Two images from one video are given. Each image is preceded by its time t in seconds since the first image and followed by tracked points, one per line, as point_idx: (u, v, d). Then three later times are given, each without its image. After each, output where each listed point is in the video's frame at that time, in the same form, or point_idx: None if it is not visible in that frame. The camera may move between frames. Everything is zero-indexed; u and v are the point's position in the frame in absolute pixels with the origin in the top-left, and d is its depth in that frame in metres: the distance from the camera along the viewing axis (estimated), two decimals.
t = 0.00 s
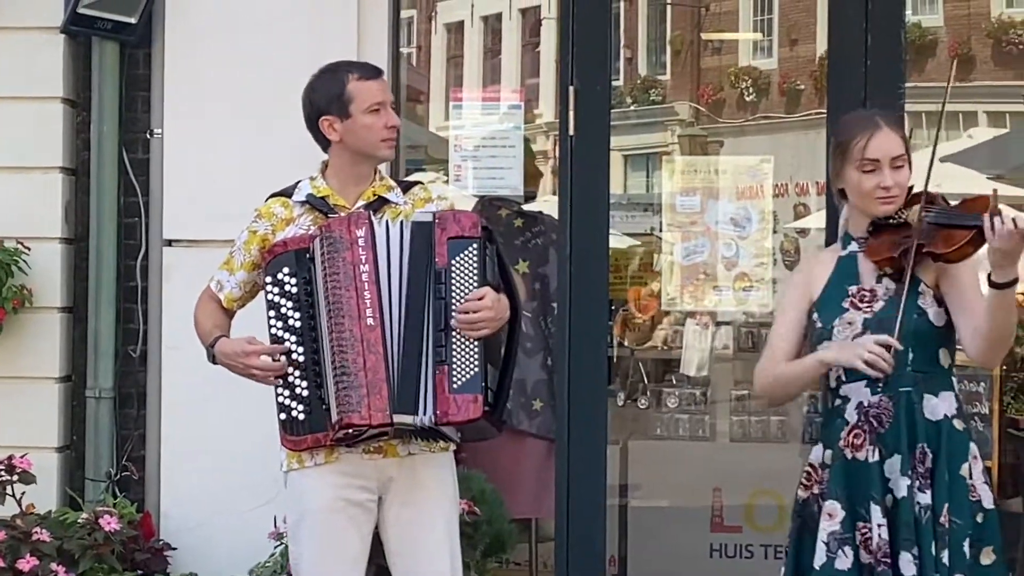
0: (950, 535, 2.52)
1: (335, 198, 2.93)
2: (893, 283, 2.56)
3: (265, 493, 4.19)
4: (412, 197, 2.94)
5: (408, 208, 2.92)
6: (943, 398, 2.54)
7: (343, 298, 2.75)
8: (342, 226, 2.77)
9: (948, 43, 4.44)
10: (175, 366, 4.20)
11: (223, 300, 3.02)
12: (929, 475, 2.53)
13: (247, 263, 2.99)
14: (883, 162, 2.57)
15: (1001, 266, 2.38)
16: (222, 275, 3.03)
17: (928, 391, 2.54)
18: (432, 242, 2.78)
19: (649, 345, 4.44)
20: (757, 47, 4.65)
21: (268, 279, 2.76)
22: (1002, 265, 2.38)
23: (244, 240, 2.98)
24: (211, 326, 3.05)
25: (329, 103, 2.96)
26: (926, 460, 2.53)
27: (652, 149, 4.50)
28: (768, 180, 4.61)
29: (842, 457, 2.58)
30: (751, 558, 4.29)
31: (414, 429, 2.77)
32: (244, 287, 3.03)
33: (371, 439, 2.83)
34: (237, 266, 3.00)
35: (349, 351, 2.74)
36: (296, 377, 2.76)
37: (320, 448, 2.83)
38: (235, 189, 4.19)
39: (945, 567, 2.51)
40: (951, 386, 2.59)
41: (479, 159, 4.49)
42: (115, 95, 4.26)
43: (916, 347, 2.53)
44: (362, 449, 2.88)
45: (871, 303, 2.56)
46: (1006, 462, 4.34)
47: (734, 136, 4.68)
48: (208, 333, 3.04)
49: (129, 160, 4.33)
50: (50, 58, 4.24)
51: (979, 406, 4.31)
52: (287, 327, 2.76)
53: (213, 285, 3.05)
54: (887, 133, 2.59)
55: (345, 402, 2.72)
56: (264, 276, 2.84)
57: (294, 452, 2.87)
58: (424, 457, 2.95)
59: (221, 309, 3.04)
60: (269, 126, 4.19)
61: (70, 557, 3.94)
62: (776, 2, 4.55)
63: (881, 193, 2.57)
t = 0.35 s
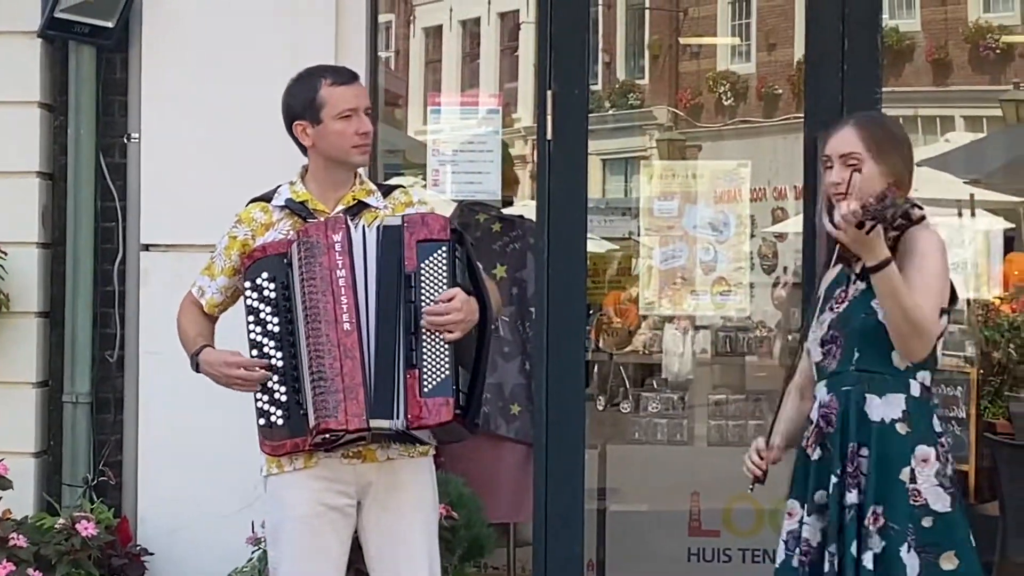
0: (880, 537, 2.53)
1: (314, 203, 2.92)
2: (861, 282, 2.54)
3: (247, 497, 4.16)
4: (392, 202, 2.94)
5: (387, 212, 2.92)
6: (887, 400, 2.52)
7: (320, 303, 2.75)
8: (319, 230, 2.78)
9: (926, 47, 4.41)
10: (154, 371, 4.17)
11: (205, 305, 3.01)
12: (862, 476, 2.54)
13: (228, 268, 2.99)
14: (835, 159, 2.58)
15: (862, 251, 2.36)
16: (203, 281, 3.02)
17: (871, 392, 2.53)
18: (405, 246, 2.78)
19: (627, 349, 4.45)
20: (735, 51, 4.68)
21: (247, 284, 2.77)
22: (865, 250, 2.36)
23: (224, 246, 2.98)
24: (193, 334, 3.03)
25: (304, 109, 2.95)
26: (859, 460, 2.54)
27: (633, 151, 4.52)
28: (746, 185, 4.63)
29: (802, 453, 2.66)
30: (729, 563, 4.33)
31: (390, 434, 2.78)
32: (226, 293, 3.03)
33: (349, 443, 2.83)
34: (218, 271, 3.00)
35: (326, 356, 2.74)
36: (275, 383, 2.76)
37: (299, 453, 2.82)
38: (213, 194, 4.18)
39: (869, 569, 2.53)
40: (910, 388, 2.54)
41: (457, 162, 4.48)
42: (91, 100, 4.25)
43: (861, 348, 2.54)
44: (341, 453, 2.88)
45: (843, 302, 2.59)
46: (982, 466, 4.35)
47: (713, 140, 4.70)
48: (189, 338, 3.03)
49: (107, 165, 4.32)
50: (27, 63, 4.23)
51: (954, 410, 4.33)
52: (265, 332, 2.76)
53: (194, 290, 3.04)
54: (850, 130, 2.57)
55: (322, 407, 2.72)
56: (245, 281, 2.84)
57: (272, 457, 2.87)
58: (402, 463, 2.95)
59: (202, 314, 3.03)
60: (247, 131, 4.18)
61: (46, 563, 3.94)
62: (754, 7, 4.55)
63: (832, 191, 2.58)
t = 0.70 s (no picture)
0: (855, 536, 2.49)
1: (287, 207, 2.93)
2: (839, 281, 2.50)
3: (219, 502, 4.15)
4: (366, 205, 2.95)
5: (361, 216, 2.92)
6: (867, 400, 2.50)
7: (292, 308, 2.75)
8: (291, 236, 2.78)
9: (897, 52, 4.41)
10: (128, 376, 4.16)
11: (178, 311, 3.01)
12: (834, 475, 2.51)
13: (202, 274, 2.97)
14: (832, 148, 2.57)
15: (914, 265, 2.29)
16: (177, 286, 3.01)
17: (852, 392, 2.51)
18: (375, 251, 2.78)
19: (600, 354, 4.48)
20: (708, 56, 4.71)
21: (220, 290, 2.77)
22: (917, 264, 2.29)
23: (198, 251, 2.97)
24: (167, 337, 3.05)
25: (276, 112, 2.95)
26: (834, 459, 2.50)
27: (606, 155, 4.56)
28: (718, 189, 4.66)
29: (773, 450, 2.62)
30: (702, 566, 4.31)
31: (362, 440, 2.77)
32: (199, 298, 3.01)
33: (323, 448, 2.83)
34: (192, 276, 2.99)
35: (298, 361, 2.74)
36: (248, 388, 2.76)
37: (273, 458, 2.82)
38: (187, 198, 4.17)
39: (836, 568, 2.49)
40: (887, 389, 2.53)
41: (431, 167, 4.50)
42: (63, 104, 4.25)
43: (845, 348, 2.51)
44: (315, 458, 2.89)
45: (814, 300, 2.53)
46: (954, 469, 4.33)
47: (686, 145, 4.73)
48: (163, 342, 3.04)
49: (79, 170, 4.31)
50: None
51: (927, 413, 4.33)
52: (239, 337, 2.76)
53: (169, 295, 3.04)
54: (857, 127, 2.56)
55: (295, 412, 2.72)
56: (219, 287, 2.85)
57: (246, 462, 2.87)
58: (376, 468, 2.96)
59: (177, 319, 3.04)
60: (220, 134, 4.17)
61: (18, 568, 3.94)
62: (727, 12, 4.58)
63: (818, 176, 2.58)
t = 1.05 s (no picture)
0: (849, 536, 2.53)
1: (257, 210, 2.92)
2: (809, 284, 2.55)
3: (187, 505, 4.15)
4: (336, 208, 2.93)
5: (331, 219, 2.91)
6: (846, 401, 2.54)
7: (260, 311, 2.75)
8: (261, 238, 2.77)
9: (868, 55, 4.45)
10: (97, 378, 4.16)
11: (148, 313, 3.02)
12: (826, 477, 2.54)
13: (172, 276, 2.98)
14: (783, 165, 2.63)
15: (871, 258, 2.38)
16: (147, 289, 3.02)
17: (829, 393, 2.54)
18: (344, 255, 2.78)
19: (570, 356, 4.50)
20: (679, 59, 4.70)
21: (190, 292, 2.77)
22: (875, 257, 2.38)
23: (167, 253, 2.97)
24: (138, 338, 3.05)
25: (241, 119, 2.93)
26: (824, 461, 2.54)
27: (576, 158, 4.57)
28: (687, 193, 4.64)
29: (753, 458, 2.63)
30: (672, 568, 4.30)
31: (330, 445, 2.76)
32: (169, 300, 3.02)
33: (289, 453, 2.82)
34: (161, 279, 2.99)
35: (266, 364, 2.73)
36: (216, 391, 2.75)
37: (240, 461, 2.82)
38: (157, 201, 4.17)
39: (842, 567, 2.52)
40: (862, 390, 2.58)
41: (400, 170, 4.49)
42: (31, 107, 4.26)
43: (820, 350, 2.54)
44: (283, 461, 2.89)
45: (785, 305, 2.57)
46: (922, 470, 4.29)
47: (657, 148, 4.71)
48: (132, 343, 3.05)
49: (48, 173, 4.29)
50: None
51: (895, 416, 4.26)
52: (207, 340, 2.75)
53: (139, 297, 3.04)
54: (801, 137, 2.64)
55: (262, 415, 2.72)
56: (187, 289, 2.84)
57: (214, 465, 2.87)
58: (343, 471, 2.96)
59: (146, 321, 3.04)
60: (192, 136, 4.17)
61: None
62: (696, 15, 4.60)
63: (780, 197, 2.63)
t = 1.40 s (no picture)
0: (775, 540, 2.52)
1: (224, 212, 2.93)
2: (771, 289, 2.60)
3: (153, 506, 4.16)
4: (304, 210, 2.92)
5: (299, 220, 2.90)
6: (787, 404, 2.52)
7: (226, 311, 2.74)
8: (229, 239, 2.77)
9: (834, 57, 4.49)
10: (61, 380, 4.15)
11: (115, 317, 2.99)
12: (757, 479, 2.55)
13: (139, 278, 2.98)
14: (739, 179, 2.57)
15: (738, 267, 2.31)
16: (114, 292, 3.00)
17: (771, 395, 2.55)
18: (310, 256, 2.77)
19: (538, 358, 4.49)
20: (645, 61, 4.75)
21: (156, 292, 2.76)
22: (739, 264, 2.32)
23: (134, 256, 2.97)
24: (105, 346, 3.01)
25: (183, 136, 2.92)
26: (756, 462, 2.55)
27: (543, 160, 4.58)
28: (653, 194, 4.70)
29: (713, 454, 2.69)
30: (638, 570, 4.34)
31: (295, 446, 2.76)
32: (137, 303, 3.00)
33: (254, 453, 2.82)
34: (128, 281, 2.99)
35: (232, 364, 2.73)
36: (181, 391, 2.74)
37: (205, 462, 2.82)
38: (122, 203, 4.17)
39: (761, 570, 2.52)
40: (809, 393, 2.54)
41: (366, 172, 4.50)
42: None
43: (766, 351, 2.57)
44: (247, 462, 2.88)
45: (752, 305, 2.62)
46: (889, 471, 4.37)
47: (624, 149, 4.74)
48: (99, 348, 3.01)
49: (11, 173, 4.22)
50: None
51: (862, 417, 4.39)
52: (173, 340, 2.75)
53: (105, 301, 3.02)
54: (745, 148, 2.55)
55: (228, 414, 2.71)
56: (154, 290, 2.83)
57: (178, 465, 2.87)
58: (308, 473, 2.94)
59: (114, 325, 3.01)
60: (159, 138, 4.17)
61: None
62: (662, 16, 4.63)
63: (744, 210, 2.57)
